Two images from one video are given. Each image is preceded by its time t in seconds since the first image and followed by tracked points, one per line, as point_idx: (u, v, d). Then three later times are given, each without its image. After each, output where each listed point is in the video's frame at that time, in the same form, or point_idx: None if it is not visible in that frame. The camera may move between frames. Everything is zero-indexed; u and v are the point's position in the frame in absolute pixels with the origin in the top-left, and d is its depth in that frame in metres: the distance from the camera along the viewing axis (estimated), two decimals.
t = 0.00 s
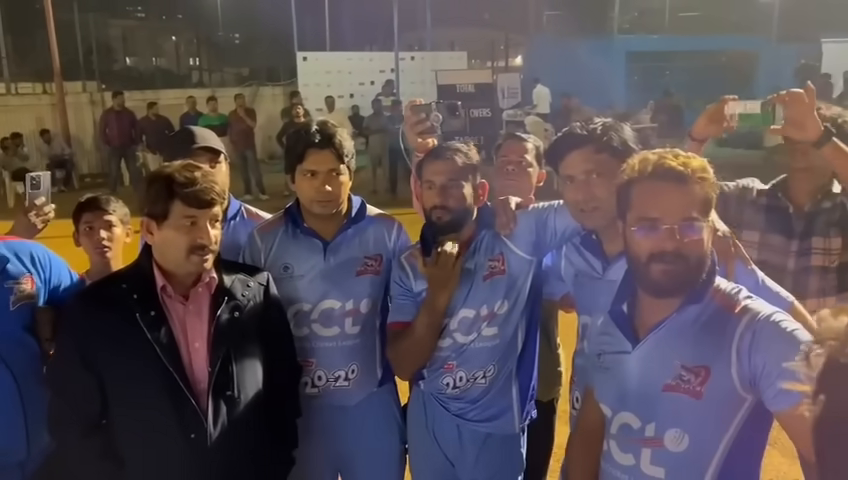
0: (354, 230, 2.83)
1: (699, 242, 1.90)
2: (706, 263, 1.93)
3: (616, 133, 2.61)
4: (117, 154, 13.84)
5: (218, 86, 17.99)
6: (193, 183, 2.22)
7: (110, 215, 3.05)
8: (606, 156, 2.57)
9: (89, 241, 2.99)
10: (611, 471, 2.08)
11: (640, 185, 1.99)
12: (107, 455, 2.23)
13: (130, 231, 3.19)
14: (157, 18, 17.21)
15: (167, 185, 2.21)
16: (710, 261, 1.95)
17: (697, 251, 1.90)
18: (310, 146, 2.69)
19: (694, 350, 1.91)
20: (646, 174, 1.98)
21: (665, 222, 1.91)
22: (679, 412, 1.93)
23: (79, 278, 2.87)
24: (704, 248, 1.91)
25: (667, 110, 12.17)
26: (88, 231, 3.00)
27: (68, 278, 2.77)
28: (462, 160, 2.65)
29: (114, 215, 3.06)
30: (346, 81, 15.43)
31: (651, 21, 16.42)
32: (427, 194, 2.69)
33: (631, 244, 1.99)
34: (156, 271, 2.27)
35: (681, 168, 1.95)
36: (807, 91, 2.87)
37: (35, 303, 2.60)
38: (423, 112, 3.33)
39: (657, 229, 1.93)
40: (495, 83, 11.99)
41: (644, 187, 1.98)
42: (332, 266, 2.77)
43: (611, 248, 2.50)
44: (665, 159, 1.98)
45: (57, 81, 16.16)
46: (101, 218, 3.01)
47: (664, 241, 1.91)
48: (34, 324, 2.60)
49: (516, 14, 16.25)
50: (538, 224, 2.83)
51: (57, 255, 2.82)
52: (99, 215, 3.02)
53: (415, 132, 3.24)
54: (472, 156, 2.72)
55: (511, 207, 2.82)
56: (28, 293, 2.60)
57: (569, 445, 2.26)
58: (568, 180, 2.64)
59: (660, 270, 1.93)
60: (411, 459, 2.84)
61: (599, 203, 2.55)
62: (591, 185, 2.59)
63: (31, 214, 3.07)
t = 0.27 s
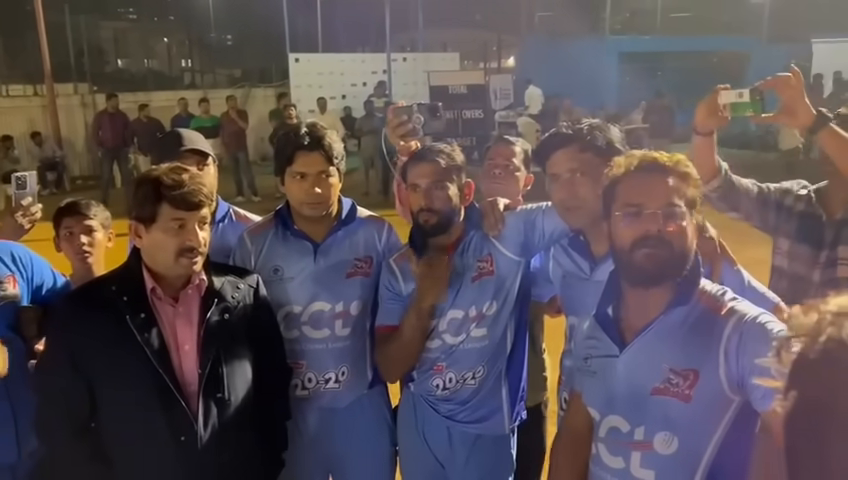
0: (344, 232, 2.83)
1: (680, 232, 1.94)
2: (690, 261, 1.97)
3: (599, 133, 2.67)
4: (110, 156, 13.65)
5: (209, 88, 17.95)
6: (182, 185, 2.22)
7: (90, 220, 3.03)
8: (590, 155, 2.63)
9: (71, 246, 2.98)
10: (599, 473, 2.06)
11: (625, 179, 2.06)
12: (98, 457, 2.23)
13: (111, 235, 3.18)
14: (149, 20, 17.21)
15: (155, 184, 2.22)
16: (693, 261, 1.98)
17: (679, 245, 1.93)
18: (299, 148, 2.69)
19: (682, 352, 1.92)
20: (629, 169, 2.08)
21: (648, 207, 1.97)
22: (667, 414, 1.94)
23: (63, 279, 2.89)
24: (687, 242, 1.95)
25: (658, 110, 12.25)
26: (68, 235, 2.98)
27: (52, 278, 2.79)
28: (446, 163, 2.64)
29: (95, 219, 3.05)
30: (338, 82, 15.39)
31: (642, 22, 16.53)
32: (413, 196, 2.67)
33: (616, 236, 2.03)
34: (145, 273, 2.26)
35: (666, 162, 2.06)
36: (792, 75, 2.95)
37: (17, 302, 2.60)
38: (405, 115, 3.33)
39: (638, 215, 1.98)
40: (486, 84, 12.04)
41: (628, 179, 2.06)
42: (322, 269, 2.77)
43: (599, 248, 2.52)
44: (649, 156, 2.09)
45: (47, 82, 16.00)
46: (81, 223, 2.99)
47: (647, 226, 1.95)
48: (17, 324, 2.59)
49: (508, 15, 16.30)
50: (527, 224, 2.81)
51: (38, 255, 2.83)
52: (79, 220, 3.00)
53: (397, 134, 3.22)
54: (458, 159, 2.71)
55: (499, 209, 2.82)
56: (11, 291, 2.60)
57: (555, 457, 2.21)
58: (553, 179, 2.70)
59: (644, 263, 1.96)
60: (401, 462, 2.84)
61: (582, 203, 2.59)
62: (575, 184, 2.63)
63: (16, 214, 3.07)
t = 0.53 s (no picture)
0: (335, 234, 2.83)
1: (664, 239, 1.96)
2: (678, 263, 1.98)
3: (591, 132, 2.66)
4: (104, 159, 13.66)
5: (203, 90, 17.91)
6: (170, 190, 2.21)
7: (71, 223, 3.02)
8: (581, 155, 2.61)
9: (53, 250, 2.96)
10: (588, 473, 2.07)
11: (612, 186, 2.06)
12: (86, 463, 2.21)
13: (93, 239, 3.17)
14: (142, 21, 17.56)
15: (143, 189, 2.22)
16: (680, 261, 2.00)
17: (663, 249, 1.95)
18: (289, 151, 2.69)
19: (670, 351, 1.94)
20: (616, 176, 2.06)
21: (635, 221, 1.96)
22: (655, 414, 1.94)
23: (49, 281, 2.96)
24: (674, 244, 1.97)
25: (652, 110, 12.27)
26: (50, 240, 2.97)
27: (37, 281, 2.87)
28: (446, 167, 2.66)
29: (75, 223, 3.03)
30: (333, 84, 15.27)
31: (635, 22, 16.58)
32: (406, 197, 2.69)
33: (603, 243, 2.03)
34: (135, 276, 2.26)
35: (654, 171, 2.03)
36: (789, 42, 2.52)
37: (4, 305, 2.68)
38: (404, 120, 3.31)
39: (626, 228, 1.98)
40: (480, 84, 12.04)
41: (617, 187, 2.04)
42: (313, 270, 2.77)
43: (588, 248, 2.52)
44: (637, 162, 2.07)
45: (40, 85, 15.95)
46: (61, 226, 2.98)
47: (633, 237, 1.96)
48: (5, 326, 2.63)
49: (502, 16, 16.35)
50: (518, 225, 2.75)
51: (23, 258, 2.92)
52: (59, 225, 2.99)
53: (396, 141, 3.19)
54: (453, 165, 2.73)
55: (491, 209, 2.77)
56: None
57: (546, 454, 2.23)
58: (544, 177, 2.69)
59: (630, 266, 1.96)
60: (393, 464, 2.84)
61: (571, 202, 2.60)
62: (565, 183, 2.62)
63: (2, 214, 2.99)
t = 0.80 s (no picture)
0: (330, 235, 2.83)
1: (659, 240, 1.95)
2: (671, 262, 1.99)
3: (588, 132, 2.72)
4: (99, 160, 13.63)
5: (199, 91, 17.85)
6: (164, 193, 2.20)
7: (65, 225, 3.01)
8: (577, 155, 2.66)
9: (48, 254, 2.93)
10: (582, 473, 2.07)
11: (608, 184, 2.07)
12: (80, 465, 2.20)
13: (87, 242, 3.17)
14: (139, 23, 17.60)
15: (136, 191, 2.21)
16: (674, 261, 2.00)
17: (657, 249, 1.95)
18: (283, 151, 2.68)
19: (664, 352, 1.93)
20: (611, 175, 2.08)
21: (629, 219, 1.98)
22: (650, 415, 1.94)
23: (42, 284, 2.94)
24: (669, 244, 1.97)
25: (648, 110, 12.28)
26: (45, 243, 2.95)
27: (30, 283, 2.85)
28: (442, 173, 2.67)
29: (69, 226, 3.03)
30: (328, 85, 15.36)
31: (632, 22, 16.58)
32: (405, 199, 2.67)
33: (597, 242, 2.04)
34: (128, 279, 2.25)
35: (648, 168, 2.05)
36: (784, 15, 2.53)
37: None
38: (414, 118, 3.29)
39: (620, 225, 1.99)
40: (476, 85, 12.06)
41: (612, 185, 2.06)
42: (309, 272, 2.77)
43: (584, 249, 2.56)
44: (631, 161, 2.08)
45: (36, 87, 15.92)
46: (56, 229, 2.97)
47: (627, 236, 1.96)
48: None
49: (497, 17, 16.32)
50: (516, 226, 2.78)
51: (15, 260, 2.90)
52: (54, 227, 2.98)
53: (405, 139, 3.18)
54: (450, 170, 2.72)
55: (489, 210, 2.78)
56: None
57: (542, 450, 2.23)
58: (541, 176, 2.73)
59: (623, 265, 1.97)
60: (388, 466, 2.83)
61: (564, 202, 2.61)
62: (561, 183, 2.64)
63: None
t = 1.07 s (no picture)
0: (330, 236, 2.84)
1: (655, 240, 1.96)
2: (670, 262, 1.99)
3: (592, 131, 2.77)
4: (96, 162, 13.61)
5: (196, 92, 17.84)
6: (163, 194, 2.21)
7: (65, 228, 3.03)
8: (581, 156, 2.71)
9: (49, 255, 2.94)
10: (581, 473, 2.07)
11: (604, 182, 2.08)
12: (78, 465, 2.20)
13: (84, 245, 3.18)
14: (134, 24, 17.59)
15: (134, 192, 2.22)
16: (673, 261, 2.00)
17: (655, 250, 1.95)
18: (283, 152, 2.69)
19: (663, 352, 1.94)
20: (605, 174, 2.10)
21: (626, 216, 1.99)
22: (649, 415, 1.94)
23: (44, 286, 2.93)
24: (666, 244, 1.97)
25: (645, 110, 12.28)
26: (45, 245, 2.96)
27: (28, 284, 2.85)
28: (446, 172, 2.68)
29: (69, 229, 3.06)
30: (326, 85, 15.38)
31: (628, 23, 16.68)
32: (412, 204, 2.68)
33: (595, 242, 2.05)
34: (128, 279, 2.25)
35: (645, 166, 2.06)
36: None
37: None
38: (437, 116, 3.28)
39: (617, 223, 2.00)
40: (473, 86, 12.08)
41: (610, 184, 2.07)
42: (308, 273, 2.77)
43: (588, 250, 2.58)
44: (628, 159, 2.10)
45: (32, 88, 15.87)
46: (57, 232, 2.99)
47: (624, 236, 1.98)
48: None
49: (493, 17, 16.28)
50: (520, 227, 2.78)
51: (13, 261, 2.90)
52: (55, 230, 3.00)
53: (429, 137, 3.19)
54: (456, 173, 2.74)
55: (493, 211, 2.78)
56: None
57: (541, 449, 2.24)
58: (544, 176, 2.78)
59: (620, 264, 1.98)
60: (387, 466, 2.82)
61: (567, 203, 2.66)
62: (564, 183, 2.70)
63: None
